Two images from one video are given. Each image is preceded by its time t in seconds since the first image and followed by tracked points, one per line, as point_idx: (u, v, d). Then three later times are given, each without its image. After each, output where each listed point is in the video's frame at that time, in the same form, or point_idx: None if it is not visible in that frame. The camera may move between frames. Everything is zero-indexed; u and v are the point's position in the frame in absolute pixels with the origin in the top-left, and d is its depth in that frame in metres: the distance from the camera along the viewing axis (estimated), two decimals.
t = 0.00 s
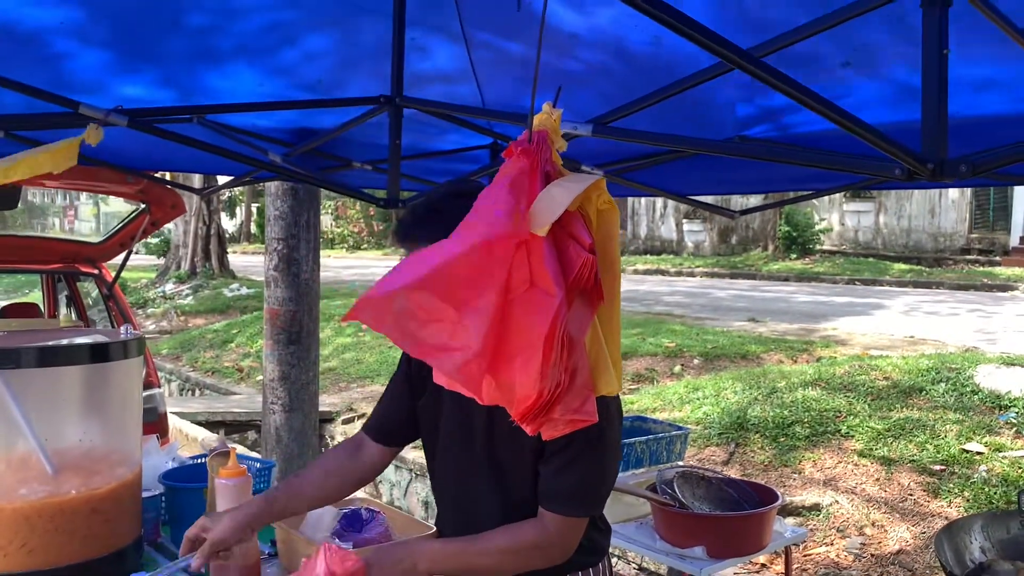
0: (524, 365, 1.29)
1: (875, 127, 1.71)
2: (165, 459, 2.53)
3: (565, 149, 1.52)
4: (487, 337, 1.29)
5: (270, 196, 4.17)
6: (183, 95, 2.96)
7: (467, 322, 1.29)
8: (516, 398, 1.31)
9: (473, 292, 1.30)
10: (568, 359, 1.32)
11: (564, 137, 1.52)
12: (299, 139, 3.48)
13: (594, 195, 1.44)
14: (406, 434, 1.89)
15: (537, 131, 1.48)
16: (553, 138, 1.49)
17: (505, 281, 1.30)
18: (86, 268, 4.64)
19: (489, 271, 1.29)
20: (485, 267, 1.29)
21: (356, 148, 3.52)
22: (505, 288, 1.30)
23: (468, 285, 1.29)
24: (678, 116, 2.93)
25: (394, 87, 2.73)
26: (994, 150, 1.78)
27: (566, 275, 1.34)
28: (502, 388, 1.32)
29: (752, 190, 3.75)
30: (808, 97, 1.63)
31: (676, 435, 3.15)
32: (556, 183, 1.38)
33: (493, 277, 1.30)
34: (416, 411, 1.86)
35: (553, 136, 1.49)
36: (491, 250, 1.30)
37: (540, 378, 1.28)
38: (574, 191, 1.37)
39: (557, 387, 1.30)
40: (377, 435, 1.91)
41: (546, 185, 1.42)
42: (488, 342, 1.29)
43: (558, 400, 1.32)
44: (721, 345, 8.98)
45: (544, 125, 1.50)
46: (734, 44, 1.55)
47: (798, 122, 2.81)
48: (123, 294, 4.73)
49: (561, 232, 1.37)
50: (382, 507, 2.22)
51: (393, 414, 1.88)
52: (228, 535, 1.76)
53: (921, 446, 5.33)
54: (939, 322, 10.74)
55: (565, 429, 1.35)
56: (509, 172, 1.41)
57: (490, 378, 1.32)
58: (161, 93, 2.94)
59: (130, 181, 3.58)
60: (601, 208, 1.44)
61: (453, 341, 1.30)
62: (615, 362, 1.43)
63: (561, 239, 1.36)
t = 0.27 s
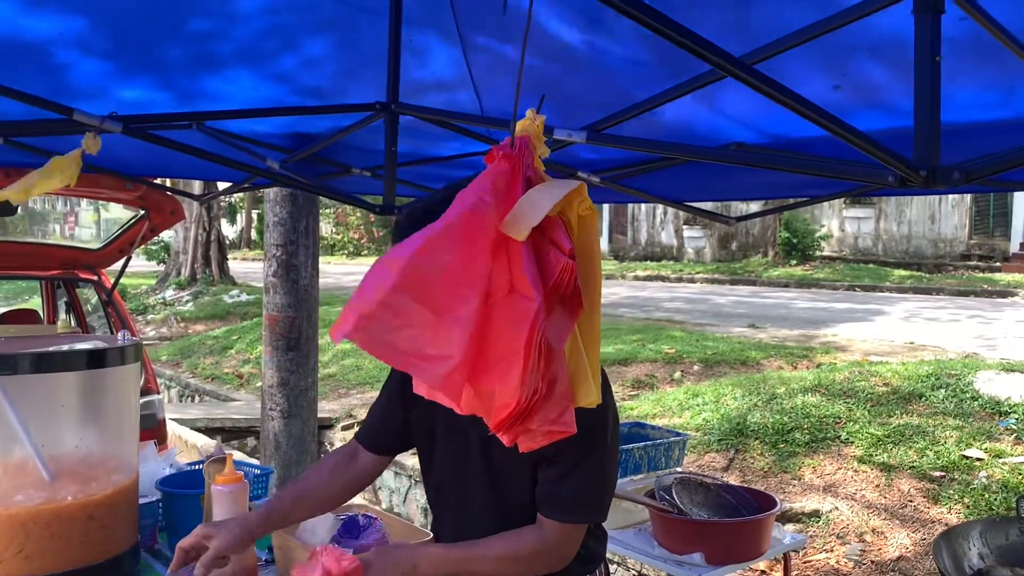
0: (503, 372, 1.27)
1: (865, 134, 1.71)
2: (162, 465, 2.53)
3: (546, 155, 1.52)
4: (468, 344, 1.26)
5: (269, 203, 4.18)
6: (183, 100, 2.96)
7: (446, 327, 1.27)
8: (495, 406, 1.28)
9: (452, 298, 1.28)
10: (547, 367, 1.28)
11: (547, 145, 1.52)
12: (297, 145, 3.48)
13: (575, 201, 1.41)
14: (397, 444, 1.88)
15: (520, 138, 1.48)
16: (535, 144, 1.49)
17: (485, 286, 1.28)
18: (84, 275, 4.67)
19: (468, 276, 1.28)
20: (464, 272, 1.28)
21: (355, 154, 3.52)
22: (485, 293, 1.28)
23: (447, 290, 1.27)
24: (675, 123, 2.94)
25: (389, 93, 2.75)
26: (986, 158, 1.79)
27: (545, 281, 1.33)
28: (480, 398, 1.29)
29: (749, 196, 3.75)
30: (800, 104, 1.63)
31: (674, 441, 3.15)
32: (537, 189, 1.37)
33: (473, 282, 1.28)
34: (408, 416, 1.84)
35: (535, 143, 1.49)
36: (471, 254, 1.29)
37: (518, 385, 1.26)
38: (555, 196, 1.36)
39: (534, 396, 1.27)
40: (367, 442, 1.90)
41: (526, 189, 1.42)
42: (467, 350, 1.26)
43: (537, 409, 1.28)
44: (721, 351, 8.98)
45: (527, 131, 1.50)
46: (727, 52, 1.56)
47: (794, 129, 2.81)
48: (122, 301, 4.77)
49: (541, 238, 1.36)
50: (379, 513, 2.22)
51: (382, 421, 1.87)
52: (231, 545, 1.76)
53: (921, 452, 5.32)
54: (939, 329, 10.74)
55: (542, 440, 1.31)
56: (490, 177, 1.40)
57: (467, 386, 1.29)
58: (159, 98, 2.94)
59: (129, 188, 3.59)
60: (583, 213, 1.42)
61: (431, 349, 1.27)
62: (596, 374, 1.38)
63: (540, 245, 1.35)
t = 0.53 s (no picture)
0: (479, 370, 1.27)
1: (860, 135, 1.71)
2: (163, 466, 2.54)
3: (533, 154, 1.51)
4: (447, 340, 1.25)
5: (271, 205, 4.19)
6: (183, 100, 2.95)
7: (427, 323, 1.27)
8: (472, 404, 1.28)
9: (432, 295, 1.27)
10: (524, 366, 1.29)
11: (533, 144, 1.51)
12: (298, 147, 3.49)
13: (559, 200, 1.42)
14: (393, 446, 1.90)
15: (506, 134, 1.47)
16: (522, 142, 1.48)
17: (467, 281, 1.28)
18: (86, 276, 4.67)
19: (448, 272, 1.27)
20: (443, 267, 1.28)
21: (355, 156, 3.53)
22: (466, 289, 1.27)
23: (427, 286, 1.27)
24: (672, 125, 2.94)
25: (387, 95, 2.73)
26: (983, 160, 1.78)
27: (526, 278, 1.32)
28: (456, 395, 1.29)
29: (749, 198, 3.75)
30: (793, 105, 1.63)
31: (675, 443, 3.16)
32: (522, 187, 1.37)
33: (452, 278, 1.27)
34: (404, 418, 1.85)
35: (522, 141, 1.48)
36: (452, 250, 1.28)
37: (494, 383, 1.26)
38: (539, 196, 1.36)
39: (511, 394, 1.27)
40: (364, 445, 1.91)
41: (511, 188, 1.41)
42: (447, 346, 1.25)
43: (513, 408, 1.29)
44: (722, 354, 8.98)
45: (513, 130, 1.49)
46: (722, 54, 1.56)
47: (792, 131, 2.81)
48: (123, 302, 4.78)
49: (524, 235, 1.35)
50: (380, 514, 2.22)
51: (378, 423, 1.88)
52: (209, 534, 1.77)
53: (922, 455, 5.31)
54: (941, 332, 10.74)
55: (516, 439, 1.32)
56: (473, 174, 1.40)
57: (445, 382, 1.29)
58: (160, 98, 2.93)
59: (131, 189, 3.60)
60: (566, 213, 1.42)
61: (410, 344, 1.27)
62: (574, 378, 1.39)
63: (522, 242, 1.34)
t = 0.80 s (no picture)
0: (487, 370, 1.27)
1: (855, 136, 1.72)
2: (166, 466, 2.55)
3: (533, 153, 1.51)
4: (449, 340, 1.27)
5: (273, 206, 4.20)
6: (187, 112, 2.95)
7: (427, 324, 1.29)
8: (481, 403, 1.28)
9: (436, 297, 1.30)
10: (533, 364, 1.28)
11: (533, 145, 1.51)
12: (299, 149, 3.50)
13: (560, 200, 1.43)
14: (380, 445, 1.92)
15: (505, 136, 1.46)
16: (521, 143, 1.48)
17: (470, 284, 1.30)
18: (89, 278, 4.73)
19: (451, 276, 1.30)
20: (447, 271, 1.31)
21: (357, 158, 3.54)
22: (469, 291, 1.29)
23: (431, 289, 1.31)
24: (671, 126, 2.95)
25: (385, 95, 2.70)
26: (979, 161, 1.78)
27: (530, 279, 1.33)
28: (465, 394, 1.29)
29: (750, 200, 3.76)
30: (789, 106, 1.64)
31: (676, 444, 3.16)
32: (522, 189, 1.38)
33: (455, 280, 1.30)
34: (402, 420, 1.90)
35: (521, 141, 1.48)
36: (454, 253, 1.32)
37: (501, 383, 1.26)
38: (539, 196, 1.37)
39: (520, 394, 1.27)
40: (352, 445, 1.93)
41: (512, 190, 1.42)
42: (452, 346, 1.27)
43: (522, 406, 1.28)
44: (724, 355, 8.98)
45: (512, 130, 1.49)
46: (717, 56, 1.57)
47: (790, 132, 2.81)
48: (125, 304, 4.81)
49: (527, 237, 1.37)
50: (382, 514, 2.23)
51: (370, 422, 1.91)
52: (194, 554, 1.79)
53: (923, 456, 5.32)
54: (942, 334, 10.74)
55: (527, 436, 1.32)
56: (474, 178, 1.40)
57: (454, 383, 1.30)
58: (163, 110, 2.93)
59: (133, 191, 3.61)
60: (567, 212, 1.44)
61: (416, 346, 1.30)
62: (581, 373, 1.38)
63: (525, 244, 1.36)
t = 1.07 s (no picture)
0: (496, 369, 1.28)
1: (854, 136, 1.71)
2: (165, 466, 2.56)
3: (533, 151, 1.50)
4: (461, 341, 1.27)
5: (273, 206, 4.20)
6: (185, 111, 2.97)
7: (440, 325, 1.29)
8: (489, 402, 1.29)
9: (446, 298, 1.29)
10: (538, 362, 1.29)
11: (534, 143, 1.50)
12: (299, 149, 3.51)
13: (563, 198, 1.41)
14: (382, 446, 1.93)
15: (507, 134, 1.45)
16: (522, 142, 1.47)
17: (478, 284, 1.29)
18: (89, 278, 4.74)
19: (460, 277, 1.29)
20: (456, 272, 1.29)
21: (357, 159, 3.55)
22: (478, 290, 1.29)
23: (441, 291, 1.29)
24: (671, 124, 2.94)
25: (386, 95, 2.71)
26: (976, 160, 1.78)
27: (534, 278, 1.33)
28: (472, 392, 1.29)
29: (750, 200, 3.76)
30: (789, 105, 1.64)
31: (675, 444, 3.17)
32: (525, 187, 1.37)
33: (463, 281, 1.29)
34: (399, 420, 1.88)
35: (523, 140, 1.47)
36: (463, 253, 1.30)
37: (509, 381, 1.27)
38: (540, 194, 1.36)
39: (527, 391, 1.28)
40: (355, 447, 1.93)
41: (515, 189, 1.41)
42: (462, 346, 1.27)
43: (530, 404, 1.29)
44: (725, 356, 8.98)
45: (514, 129, 1.48)
46: (716, 56, 1.57)
47: (789, 131, 2.81)
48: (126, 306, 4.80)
49: (530, 235, 1.36)
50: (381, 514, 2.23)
51: (372, 424, 1.91)
52: (201, 543, 1.80)
53: (924, 457, 5.31)
54: (943, 334, 10.73)
55: (533, 433, 1.32)
56: (478, 178, 1.40)
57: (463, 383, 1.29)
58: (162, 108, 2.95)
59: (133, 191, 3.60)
60: (570, 209, 1.43)
61: (425, 347, 1.29)
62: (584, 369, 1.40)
63: (529, 242, 1.35)
